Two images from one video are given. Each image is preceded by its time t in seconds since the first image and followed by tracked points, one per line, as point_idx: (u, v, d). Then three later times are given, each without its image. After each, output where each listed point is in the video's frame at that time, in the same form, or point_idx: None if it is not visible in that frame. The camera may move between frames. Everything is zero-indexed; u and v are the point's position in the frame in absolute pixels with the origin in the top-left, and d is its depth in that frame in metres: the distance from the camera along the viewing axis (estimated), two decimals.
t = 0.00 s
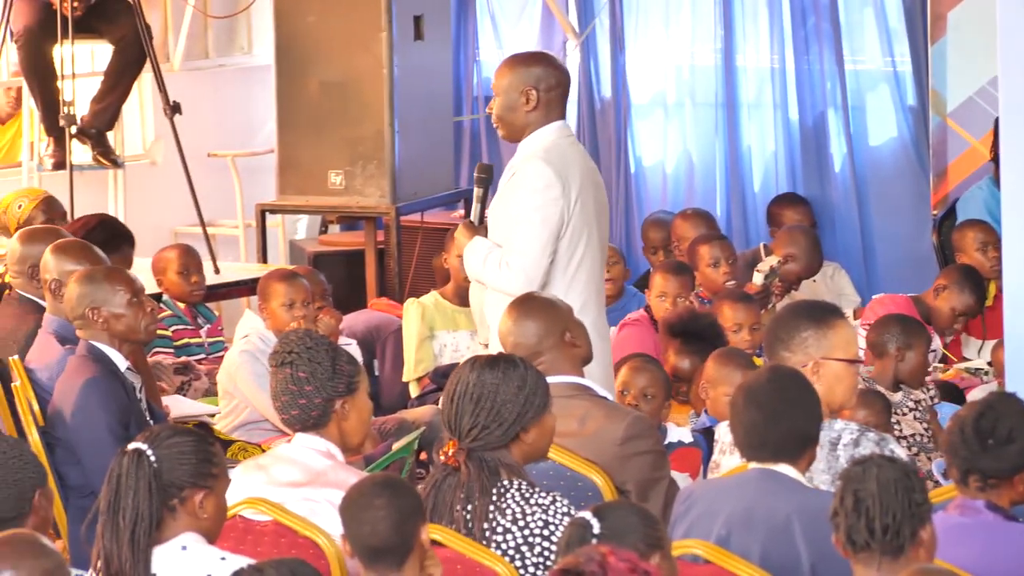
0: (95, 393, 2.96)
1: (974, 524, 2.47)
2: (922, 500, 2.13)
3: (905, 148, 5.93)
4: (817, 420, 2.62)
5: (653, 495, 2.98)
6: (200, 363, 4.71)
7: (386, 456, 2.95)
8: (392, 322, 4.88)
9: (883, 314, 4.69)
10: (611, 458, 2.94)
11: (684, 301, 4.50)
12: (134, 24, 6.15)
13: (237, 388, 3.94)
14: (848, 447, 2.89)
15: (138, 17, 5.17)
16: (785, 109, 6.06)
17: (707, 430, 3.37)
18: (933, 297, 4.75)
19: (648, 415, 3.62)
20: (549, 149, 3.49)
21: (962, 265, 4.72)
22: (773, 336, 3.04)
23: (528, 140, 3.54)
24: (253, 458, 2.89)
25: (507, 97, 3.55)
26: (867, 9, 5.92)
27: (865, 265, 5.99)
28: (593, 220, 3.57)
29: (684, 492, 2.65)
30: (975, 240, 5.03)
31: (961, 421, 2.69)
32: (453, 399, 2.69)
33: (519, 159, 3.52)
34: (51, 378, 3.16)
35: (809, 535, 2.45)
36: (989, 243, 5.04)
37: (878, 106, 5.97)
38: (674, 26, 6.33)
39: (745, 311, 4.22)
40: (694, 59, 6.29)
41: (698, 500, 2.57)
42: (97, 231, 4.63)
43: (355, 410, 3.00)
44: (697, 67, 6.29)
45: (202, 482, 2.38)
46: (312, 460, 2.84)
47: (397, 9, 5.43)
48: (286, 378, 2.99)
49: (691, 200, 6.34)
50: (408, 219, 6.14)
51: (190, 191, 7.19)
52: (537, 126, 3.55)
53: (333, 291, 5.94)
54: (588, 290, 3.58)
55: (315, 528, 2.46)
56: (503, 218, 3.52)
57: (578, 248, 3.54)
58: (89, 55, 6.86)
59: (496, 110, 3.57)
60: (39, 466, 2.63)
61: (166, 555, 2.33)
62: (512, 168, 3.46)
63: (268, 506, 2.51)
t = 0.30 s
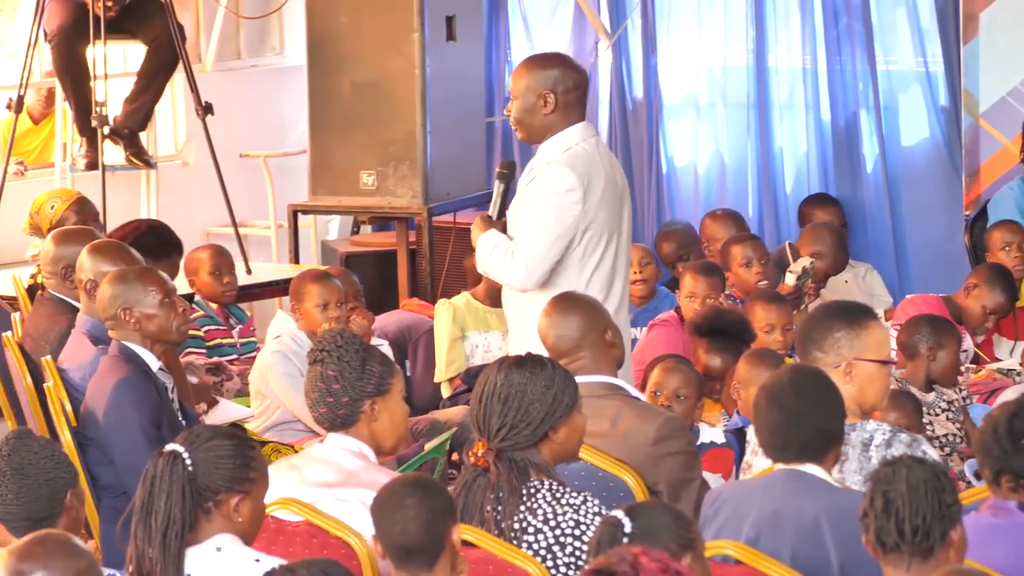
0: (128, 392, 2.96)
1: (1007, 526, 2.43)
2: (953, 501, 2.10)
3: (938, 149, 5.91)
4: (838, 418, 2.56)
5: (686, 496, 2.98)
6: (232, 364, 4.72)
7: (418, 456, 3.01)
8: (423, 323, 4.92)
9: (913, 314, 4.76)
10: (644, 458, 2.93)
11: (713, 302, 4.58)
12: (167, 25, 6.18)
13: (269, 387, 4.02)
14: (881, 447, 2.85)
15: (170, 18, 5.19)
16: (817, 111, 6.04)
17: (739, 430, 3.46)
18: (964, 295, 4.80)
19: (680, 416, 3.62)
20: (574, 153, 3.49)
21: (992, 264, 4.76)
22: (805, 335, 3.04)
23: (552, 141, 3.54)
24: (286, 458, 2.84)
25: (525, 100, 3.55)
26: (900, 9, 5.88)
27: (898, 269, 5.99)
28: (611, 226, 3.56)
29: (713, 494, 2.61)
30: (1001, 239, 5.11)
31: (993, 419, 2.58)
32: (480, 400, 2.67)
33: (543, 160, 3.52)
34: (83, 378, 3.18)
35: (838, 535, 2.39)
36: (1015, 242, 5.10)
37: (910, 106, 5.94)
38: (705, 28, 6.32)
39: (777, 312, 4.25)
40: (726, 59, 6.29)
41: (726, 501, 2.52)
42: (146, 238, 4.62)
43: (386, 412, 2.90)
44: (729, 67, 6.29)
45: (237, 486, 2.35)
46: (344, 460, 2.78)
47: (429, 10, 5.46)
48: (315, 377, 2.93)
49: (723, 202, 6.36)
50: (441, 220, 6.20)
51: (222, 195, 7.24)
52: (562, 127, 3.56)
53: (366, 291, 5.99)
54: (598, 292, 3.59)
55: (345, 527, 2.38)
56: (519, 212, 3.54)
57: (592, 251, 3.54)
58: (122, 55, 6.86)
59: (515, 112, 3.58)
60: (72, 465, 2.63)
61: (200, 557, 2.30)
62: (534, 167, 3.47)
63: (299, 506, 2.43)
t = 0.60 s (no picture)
0: (139, 392, 2.97)
1: (1016, 526, 2.42)
2: (964, 502, 2.10)
3: (948, 149, 5.90)
4: (853, 417, 2.56)
5: (696, 496, 2.98)
6: (243, 363, 4.75)
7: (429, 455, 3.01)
8: (433, 323, 4.92)
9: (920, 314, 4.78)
10: (654, 458, 2.93)
11: (722, 302, 4.59)
12: (177, 25, 6.18)
13: (279, 388, 4.03)
14: (891, 447, 2.85)
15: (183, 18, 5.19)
16: (828, 111, 6.04)
17: (750, 430, 3.48)
18: (971, 294, 4.80)
19: (691, 416, 3.63)
20: (572, 164, 3.49)
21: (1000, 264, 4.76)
22: (815, 335, 3.05)
23: (551, 149, 3.54)
24: (297, 458, 2.82)
25: (519, 108, 3.55)
26: (911, 9, 5.87)
27: (908, 269, 5.97)
28: (613, 235, 3.57)
29: (724, 494, 2.61)
30: (1011, 239, 5.12)
31: (1003, 419, 2.58)
32: (489, 400, 2.67)
33: (543, 171, 3.52)
34: (93, 378, 3.18)
35: (850, 534, 2.39)
36: None
37: (921, 106, 5.94)
38: (716, 29, 6.33)
39: (789, 312, 4.28)
40: (737, 59, 6.28)
41: (738, 501, 2.52)
42: (172, 244, 4.49)
43: (397, 412, 2.90)
44: (739, 67, 6.29)
45: (248, 491, 2.34)
46: (355, 460, 2.76)
47: (441, 11, 5.48)
48: (328, 376, 2.94)
49: (732, 201, 6.37)
50: (452, 220, 6.22)
51: (232, 195, 7.25)
52: (559, 133, 3.56)
53: (376, 291, 6.02)
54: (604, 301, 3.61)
55: (355, 527, 2.37)
56: (521, 226, 3.54)
57: (596, 262, 3.55)
58: (133, 55, 6.87)
59: (511, 117, 3.57)
60: (82, 465, 2.63)
61: (212, 557, 2.30)
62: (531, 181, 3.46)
63: (309, 506, 2.43)
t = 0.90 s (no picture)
0: (139, 393, 2.97)
1: (1017, 526, 2.41)
2: (966, 502, 2.10)
3: (949, 149, 5.89)
4: (858, 416, 2.56)
5: (697, 495, 2.98)
6: (243, 363, 4.75)
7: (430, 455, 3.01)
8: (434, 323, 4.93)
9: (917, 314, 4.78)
10: (655, 458, 2.93)
11: (723, 302, 4.60)
12: (177, 25, 6.19)
13: (280, 388, 4.03)
14: (891, 447, 2.85)
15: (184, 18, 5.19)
16: (829, 111, 6.03)
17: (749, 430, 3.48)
18: (967, 294, 4.80)
19: (692, 416, 3.63)
20: (567, 163, 3.49)
21: (996, 263, 4.76)
22: (815, 336, 3.05)
23: (547, 150, 3.55)
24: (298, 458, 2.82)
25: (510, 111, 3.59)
26: (911, 9, 5.87)
27: (909, 265, 5.97)
28: (612, 234, 3.57)
29: (727, 493, 2.61)
30: (1011, 239, 5.12)
31: (1004, 418, 2.58)
32: (490, 399, 2.67)
33: (540, 172, 3.53)
34: (94, 378, 3.18)
35: (852, 535, 2.39)
36: None
37: (921, 106, 5.93)
38: (717, 30, 6.33)
39: (791, 312, 4.29)
40: (738, 59, 6.28)
41: (741, 500, 2.52)
42: (189, 251, 4.40)
43: (396, 411, 2.89)
44: (740, 66, 6.29)
45: (248, 493, 2.34)
46: (355, 459, 2.76)
47: (441, 11, 5.47)
48: (327, 374, 2.94)
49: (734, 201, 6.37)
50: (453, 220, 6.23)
51: (232, 193, 7.24)
52: (554, 134, 3.56)
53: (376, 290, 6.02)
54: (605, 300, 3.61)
55: (355, 527, 2.36)
56: (519, 229, 3.54)
57: (596, 261, 3.55)
58: (133, 55, 6.87)
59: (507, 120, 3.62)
60: (82, 464, 2.62)
61: (213, 557, 2.30)
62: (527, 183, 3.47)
63: (309, 506, 2.43)
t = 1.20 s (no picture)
0: (138, 393, 2.97)
1: (1016, 526, 2.41)
2: (964, 503, 2.10)
3: (949, 149, 5.88)
4: (858, 417, 2.56)
5: (697, 495, 2.98)
6: (243, 363, 4.75)
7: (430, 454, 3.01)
8: (434, 322, 4.93)
9: (916, 314, 4.79)
10: (655, 458, 2.93)
11: (725, 302, 4.60)
12: (177, 25, 6.19)
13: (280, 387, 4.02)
14: (891, 446, 2.85)
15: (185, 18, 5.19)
16: (828, 110, 6.03)
17: (749, 430, 3.48)
18: (966, 294, 4.80)
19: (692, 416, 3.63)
20: (568, 157, 3.50)
21: (995, 263, 4.76)
22: (815, 335, 3.05)
23: (546, 145, 3.55)
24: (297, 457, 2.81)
25: (508, 109, 3.57)
26: (911, 9, 5.87)
27: (909, 266, 5.97)
28: (611, 228, 3.58)
29: (727, 493, 2.61)
30: (1011, 239, 5.11)
31: (1003, 418, 2.58)
32: (491, 399, 2.66)
33: (540, 166, 3.52)
34: (94, 378, 3.18)
35: (851, 535, 2.39)
36: None
37: (921, 105, 5.93)
38: (717, 30, 6.34)
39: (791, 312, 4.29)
40: (738, 58, 6.29)
41: (740, 500, 2.52)
42: (200, 258, 4.37)
43: (396, 410, 2.89)
44: (740, 66, 6.29)
45: (249, 494, 2.34)
46: (355, 459, 2.76)
47: (441, 11, 5.48)
48: (326, 373, 2.94)
49: (734, 201, 6.37)
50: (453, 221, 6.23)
51: (232, 193, 7.24)
52: (553, 130, 3.56)
53: (376, 290, 6.01)
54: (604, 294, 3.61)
55: (356, 527, 2.36)
56: (519, 222, 3.53)
57: (596, 254, 3.56)
58: (133, 55, 6.86)
59: (505, 120, 3.60)
60: (83, 464, 2.62)
61: (214, 557, 2.30)
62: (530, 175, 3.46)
63: (309, 506, 2.43)
